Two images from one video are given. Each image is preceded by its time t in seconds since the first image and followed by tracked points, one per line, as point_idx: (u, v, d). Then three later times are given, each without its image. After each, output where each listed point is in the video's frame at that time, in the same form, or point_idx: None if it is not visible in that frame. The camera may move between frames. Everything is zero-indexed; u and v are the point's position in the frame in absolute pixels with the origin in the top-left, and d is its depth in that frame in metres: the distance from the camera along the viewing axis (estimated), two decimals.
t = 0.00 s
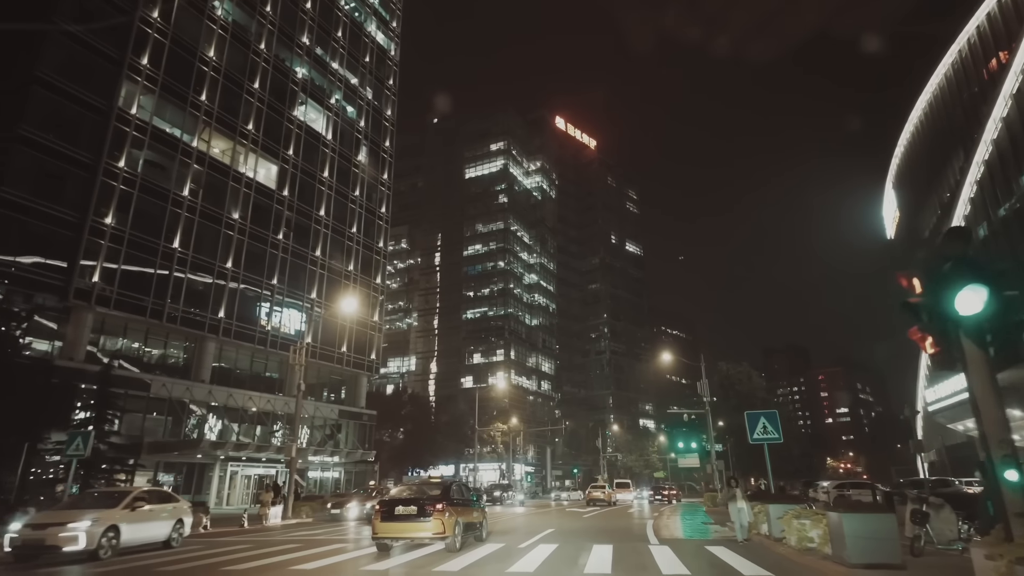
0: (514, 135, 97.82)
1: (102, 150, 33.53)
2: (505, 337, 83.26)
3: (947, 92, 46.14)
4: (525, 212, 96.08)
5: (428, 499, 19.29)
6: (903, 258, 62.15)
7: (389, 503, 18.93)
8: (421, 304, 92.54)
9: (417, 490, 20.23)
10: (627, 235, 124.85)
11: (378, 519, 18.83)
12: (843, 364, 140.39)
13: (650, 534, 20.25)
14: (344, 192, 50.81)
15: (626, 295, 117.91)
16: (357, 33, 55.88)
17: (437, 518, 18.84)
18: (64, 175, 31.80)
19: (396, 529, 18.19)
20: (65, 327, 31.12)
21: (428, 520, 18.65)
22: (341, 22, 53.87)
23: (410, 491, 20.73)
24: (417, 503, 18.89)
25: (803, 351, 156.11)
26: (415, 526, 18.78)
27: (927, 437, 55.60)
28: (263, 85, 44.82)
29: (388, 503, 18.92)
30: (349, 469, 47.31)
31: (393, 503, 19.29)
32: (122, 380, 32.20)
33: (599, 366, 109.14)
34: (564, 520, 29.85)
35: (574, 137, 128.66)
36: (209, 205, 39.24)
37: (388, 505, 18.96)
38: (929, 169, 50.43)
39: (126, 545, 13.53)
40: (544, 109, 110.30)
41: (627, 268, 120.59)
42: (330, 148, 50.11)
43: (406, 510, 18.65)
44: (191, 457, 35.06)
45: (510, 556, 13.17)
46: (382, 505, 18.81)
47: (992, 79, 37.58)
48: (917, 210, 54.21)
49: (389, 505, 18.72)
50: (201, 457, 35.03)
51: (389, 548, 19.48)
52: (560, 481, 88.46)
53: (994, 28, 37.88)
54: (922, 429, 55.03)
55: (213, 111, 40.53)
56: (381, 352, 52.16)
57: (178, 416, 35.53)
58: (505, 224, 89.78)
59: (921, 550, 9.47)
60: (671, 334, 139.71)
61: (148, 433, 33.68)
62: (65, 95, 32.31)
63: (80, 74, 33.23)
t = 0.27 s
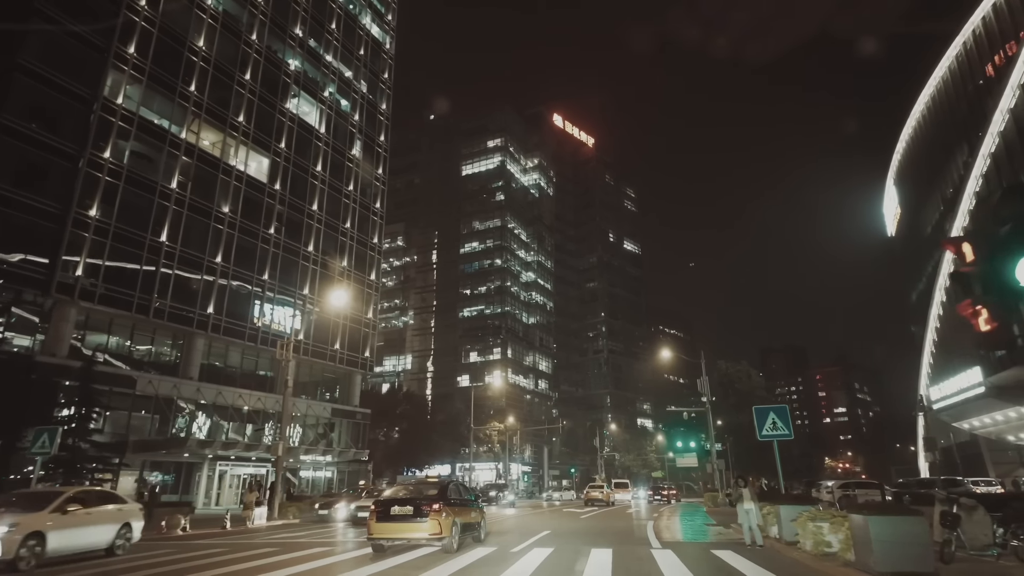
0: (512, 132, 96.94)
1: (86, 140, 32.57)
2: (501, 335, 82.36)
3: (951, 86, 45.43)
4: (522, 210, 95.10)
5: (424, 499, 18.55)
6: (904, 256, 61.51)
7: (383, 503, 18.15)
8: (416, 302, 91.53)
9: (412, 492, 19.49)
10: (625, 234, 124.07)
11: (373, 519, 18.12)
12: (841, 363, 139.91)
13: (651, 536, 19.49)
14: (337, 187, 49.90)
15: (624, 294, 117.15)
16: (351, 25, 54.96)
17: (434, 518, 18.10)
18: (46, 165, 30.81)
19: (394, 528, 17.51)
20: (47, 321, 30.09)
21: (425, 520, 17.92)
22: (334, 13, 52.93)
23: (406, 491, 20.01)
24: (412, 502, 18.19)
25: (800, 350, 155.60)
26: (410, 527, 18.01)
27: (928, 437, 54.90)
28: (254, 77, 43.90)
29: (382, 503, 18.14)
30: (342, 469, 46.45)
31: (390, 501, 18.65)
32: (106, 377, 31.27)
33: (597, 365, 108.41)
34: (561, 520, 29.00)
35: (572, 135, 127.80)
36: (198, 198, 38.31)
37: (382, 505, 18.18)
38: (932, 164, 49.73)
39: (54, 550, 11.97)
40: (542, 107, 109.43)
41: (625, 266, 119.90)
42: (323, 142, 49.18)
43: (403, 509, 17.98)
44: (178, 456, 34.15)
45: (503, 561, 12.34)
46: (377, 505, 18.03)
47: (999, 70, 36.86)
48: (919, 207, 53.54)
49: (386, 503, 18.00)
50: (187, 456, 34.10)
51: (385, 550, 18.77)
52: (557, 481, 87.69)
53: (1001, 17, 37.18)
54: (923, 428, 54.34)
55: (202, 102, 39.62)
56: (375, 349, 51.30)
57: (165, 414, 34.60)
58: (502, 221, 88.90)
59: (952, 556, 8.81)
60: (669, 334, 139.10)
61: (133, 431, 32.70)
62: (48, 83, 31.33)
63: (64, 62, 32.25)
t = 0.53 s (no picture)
0: (509, 129, 96.02)
1: (70, 130, 31.60)
2: (498, 334, 81.51)
3: (954, 80, 44.70)
4: (520, 207, 94.24)
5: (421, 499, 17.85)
6: (905, 253, 60.85)
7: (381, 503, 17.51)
8: (413, 300, 90.56)
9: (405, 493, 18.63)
10: (622, 232, 123.35)
11: (369, 520, 17.46)
12: (839, 362, 139.52)
13: (653, 539, 18.65)
14: (331, 181, 48.98)
15: (621, 292, 116.44)
16: (345, 17, 54.06)
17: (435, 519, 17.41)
18: (28, 156, 29.94)
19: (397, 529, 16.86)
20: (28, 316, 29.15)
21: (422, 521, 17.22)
22: (328, 5, 52.03)
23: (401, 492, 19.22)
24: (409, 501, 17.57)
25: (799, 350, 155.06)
26: (406, 529, 17.29)
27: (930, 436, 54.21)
28: (245, 68, 42.98)
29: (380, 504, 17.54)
30: (334, 469, 45.57)
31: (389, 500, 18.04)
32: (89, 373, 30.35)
33: (594, 364, 107.70)
34: (558, 522, 28.13)
35: (570, 132, 126.98)
36: (187, 191, 37.38)
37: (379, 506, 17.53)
38: (934, 160, 49.03)
39: None
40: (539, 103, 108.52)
41: (623, 265, 119.20)
42: (316, 135, 48.28)
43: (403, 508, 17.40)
44: (165, 455, 33.29)
45: (496, 566, 11.46)
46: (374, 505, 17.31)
47: (1005, 61, 36.13)
48: (921, 203, 52.84)
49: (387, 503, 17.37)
50: (174, 455, 33.15)
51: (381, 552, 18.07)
52: (554, 480, 86.92)
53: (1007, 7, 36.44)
54: (924, 427, 53.65)
55: (191, 93, 38.68)
56: (369, 347, 50.39)
57: (152, 412, 33.69)
58: (499, 218, 88.01)
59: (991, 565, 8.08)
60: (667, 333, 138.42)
61: (117, 430, 31.75)
62: (30, 71, 30.35)
63: (46, 49, 31.28)
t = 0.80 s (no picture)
0: (506, 124, 95.04)
1: (52, 118, 30.54)
2: (495, 331, 80.61)
3: (958, 72, 43.88)
4: (517, 204, 93.35)
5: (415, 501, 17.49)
6: (906, 250, 60.12)
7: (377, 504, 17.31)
8: (409, 297, 89.58)
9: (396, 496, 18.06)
10: (620, 229, 122.60)
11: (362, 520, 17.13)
12: (837, 361, 139.04)
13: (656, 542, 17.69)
14: (324, 175, 48.04)
15: (619, 290, 115.66)
16: (340, 8, 53.09)
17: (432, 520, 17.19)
18: (8, 143, 28.76)
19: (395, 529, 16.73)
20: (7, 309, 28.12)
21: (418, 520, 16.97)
22: None
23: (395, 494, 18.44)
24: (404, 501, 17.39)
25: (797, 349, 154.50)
26: (403, 529, 17.03)
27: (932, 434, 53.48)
28: (236, 58, 42.02)
29: (376, 504, 17.34)
30: (327, 468, 44.67)
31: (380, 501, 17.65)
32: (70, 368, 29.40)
33: (592, 362, 106.99)
34: (557, 523, 27.32)
35: (568, 129, 126.11)
36: (174, 183, 36.41)
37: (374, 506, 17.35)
38: (937, 154, 48.26)
39: None
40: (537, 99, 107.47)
41: (621, 263, 118.46)
42: (309, 127, 47.34)
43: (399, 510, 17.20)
44: (151, 454, 32.40)
45: (485, 572, 10.59)
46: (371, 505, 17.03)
47: (1012, 51, 35.37)
48: (923, 198, 52.09)
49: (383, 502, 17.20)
50: (159, 453, 32.20)
51: (376, 553, 17.78)
52: (551, 480, 86.10)
53: None
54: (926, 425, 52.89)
55: (179, 83, 37.70)
56: (363, 344, 49.56)
57: (138, 410, 32.74)
58: (496, 215, 87.12)
59: None
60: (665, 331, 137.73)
61: (100, 428, 30.77)
62: (9, 55, 29.27)
63: (27, 33, 30.20)
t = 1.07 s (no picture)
0: (504, 120, 94.08)
1: (33, 104, 29.51)
2: (492, 328, 79.72)
3: (963, 64, 43.07)
4: (514, 200, 92.39)
5: (408, 501, 17.00)
6: (907, 246, 59.41)
7: (369, 504, 16.87)
8: (405, 294, 88.61)
9: (388, 496, 17.45)
10: (618, 227, 121.83)
11: (355, 520, 16.74)
12: (836, 360, 138.70)
13: (657, 545, 16.75)
14: (316, 167, 47.09)
15: (617, 288, 114.90)
16: None
17: (426, 520, 16.69)
18: None
19: (388, 530, 16.35)
20: None
21: (412, 520, 16.50)
22: None
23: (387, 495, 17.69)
24: (399, 500, 16.96)
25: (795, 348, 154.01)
26: (397, 530, 16.55)
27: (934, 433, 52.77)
28: (225, 47, 41.02)
29: (368, 503, 16.91)
30: (319, 467, 43.72)
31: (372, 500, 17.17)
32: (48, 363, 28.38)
33: (590, 361, 106.26)
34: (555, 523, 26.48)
35: (566, 126, 125.27)
36: (160, 174, 35.39)
37: (367, 505, 16.94)
38: (940, 148, 47.47)
39: None
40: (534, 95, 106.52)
41: (619, 260, 117.70)
42: (301, 119, 46.39)
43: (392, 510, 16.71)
44: (135, 452, 31.42)
45: None
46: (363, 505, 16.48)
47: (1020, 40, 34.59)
48: (926, 193, 51.33)
49: (376, 502, 16.76)
50: (144, 451, 31.24)
51: (368, 554, 16.94)
52: (549, 479, 85.27)
53: None
54: (929, 423, 52.14)
55: (166, 71, 36.68)
56: (357, 340, 48.67)
57: (123, 407, 31.78)
58: (493, 211, 86.20)
59: None
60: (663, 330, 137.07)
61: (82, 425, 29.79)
62: None
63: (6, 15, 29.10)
